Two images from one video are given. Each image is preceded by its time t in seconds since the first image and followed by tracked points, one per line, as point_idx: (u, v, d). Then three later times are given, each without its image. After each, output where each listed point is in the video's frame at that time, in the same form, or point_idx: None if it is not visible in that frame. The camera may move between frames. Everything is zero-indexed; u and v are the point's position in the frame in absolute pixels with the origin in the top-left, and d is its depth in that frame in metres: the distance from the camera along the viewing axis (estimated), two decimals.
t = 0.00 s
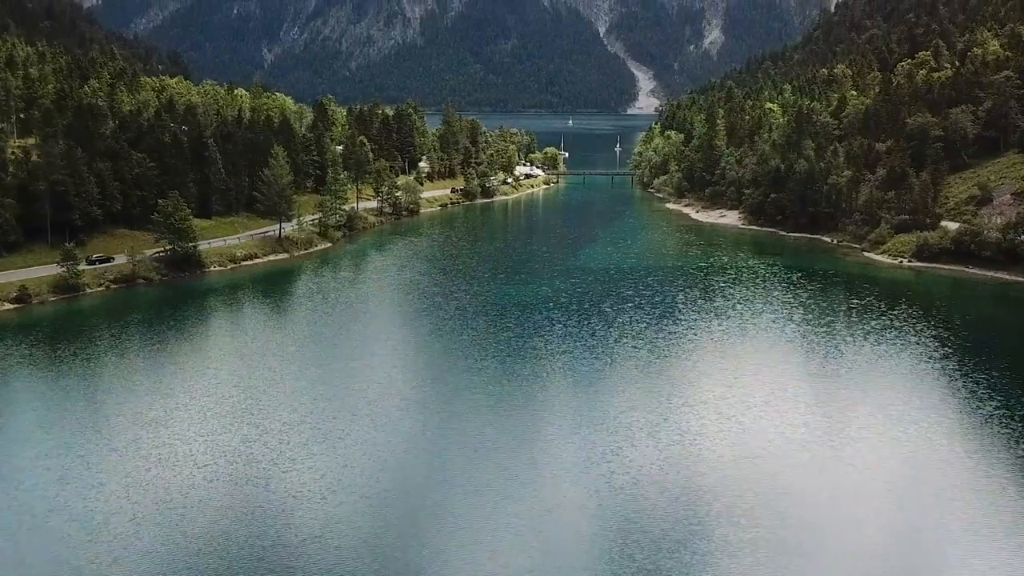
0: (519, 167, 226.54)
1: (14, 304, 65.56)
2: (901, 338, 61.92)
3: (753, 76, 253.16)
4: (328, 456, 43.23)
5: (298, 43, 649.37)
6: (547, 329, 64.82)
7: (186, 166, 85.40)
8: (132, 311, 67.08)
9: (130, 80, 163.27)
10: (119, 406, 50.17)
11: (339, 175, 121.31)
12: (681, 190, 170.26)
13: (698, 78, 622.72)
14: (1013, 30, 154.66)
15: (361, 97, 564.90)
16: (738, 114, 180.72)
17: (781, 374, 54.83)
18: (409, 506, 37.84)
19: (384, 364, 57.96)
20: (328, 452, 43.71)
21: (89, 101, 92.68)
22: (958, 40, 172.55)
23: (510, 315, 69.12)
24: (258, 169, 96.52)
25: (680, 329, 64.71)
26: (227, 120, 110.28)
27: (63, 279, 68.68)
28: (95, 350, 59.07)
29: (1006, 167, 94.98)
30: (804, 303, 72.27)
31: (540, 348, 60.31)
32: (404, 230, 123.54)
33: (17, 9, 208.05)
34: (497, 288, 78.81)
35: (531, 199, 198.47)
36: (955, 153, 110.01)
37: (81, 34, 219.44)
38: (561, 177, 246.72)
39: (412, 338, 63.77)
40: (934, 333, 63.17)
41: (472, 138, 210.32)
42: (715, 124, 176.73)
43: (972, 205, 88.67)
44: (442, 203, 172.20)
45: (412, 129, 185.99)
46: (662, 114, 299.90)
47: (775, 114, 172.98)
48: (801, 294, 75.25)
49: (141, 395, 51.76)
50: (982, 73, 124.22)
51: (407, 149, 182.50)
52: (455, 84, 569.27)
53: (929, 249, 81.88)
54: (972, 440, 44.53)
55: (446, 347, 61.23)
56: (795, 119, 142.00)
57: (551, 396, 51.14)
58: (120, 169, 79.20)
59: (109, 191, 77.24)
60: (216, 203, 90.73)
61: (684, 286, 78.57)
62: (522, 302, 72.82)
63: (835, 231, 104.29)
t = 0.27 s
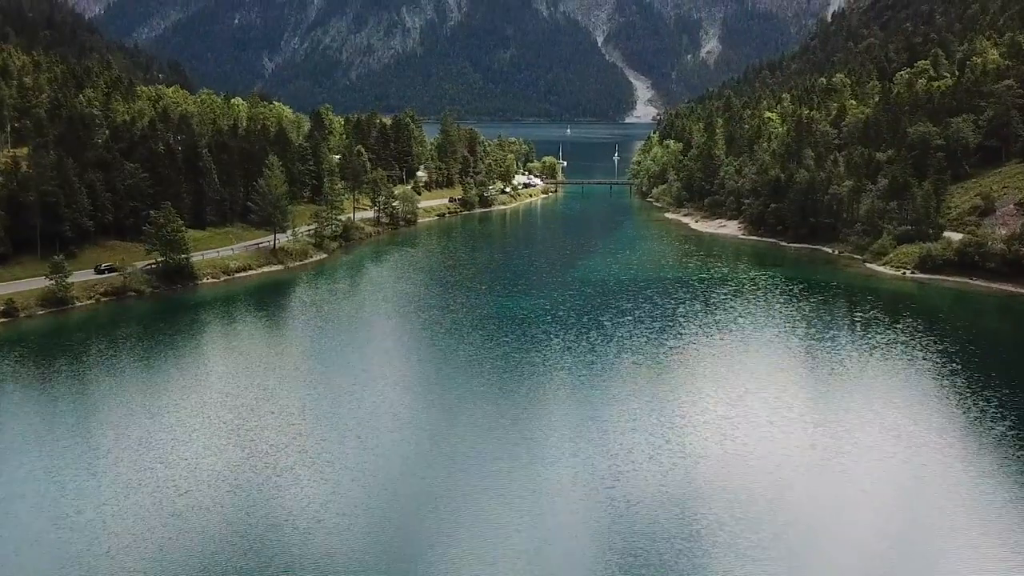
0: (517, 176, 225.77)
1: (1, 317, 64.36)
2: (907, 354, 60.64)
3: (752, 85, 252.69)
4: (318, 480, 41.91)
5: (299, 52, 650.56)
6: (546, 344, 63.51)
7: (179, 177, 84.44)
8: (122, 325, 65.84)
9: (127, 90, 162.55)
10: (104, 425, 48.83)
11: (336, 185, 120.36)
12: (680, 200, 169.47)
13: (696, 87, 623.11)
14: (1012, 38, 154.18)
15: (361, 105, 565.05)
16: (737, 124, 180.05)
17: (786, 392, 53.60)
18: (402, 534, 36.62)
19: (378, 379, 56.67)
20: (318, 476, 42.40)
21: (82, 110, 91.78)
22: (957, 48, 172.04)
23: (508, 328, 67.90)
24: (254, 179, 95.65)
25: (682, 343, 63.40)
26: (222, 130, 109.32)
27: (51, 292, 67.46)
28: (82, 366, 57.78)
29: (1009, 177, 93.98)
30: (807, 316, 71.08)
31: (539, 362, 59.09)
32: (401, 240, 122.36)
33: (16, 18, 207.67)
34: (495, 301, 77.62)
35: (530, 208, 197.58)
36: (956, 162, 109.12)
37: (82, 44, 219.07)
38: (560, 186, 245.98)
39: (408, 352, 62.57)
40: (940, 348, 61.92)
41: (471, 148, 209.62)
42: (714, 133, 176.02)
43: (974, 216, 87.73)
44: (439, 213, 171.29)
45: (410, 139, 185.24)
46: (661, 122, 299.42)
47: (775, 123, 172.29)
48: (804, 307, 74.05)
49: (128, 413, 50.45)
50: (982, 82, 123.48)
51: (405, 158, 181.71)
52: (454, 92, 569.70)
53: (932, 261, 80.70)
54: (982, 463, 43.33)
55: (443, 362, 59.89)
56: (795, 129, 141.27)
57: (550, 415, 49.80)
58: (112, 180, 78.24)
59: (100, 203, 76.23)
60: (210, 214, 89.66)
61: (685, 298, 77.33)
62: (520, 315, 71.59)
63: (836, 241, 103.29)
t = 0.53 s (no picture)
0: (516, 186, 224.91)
1: None
2: (915, 372, 59.31)
3: (750, 95, 252.30)
4: (308, 507, 40.39)
5: (300, 62, 651.78)
6: (545, 361, 62.12)
7: (172, 188, 83.19)
8: (112, 341, 64.45)
9: (124, 100, 161.77)
10: (88, 446, 47.33)
11: (332, 196, 119.27)
12: (679, 210, 168.59)
13: (695, 96, 623.77)
14: (1012, 48, 153.77)
15: (361, 115, 565.36)
16: (736, 133, 179.40)
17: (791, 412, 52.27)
18: (395, 565, 35.28)
19: (373, 397, 55.47)
20: (309, 502, 40.88)
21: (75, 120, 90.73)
22: (956, 58, 171.67)
23: (506, 344, 66.67)
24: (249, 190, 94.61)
25: (684, 361, 62.01)
26: (218, 140, 108.38)
27: (40, 306, 66.27)
28: (69, 384, 56.36)
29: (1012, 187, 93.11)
30: (811, 331, 69.85)
31: (537, 380, 57.89)
32: (398, 251, 121.14)
33: (16, 28, 207.35)
34: (492, 314, 76.46)
35: (528, 219, 196.65)
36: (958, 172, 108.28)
37: (82, 54, 218.72)
38: (559, 196, 245.17)
39: (404, 368, 61.34)
40: (947, 365, 60.70)
41: (469, 157, 208.88)
42: (714, 143, 175.26)
43: (978, 227, 86.84)
44: (438, 223, 170.33)
45: (408, 149, 184.40)
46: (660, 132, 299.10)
47: (774, 133, 171.56)
48: (807, 321, 72.81)
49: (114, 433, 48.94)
50: (983, 91, 122.79)
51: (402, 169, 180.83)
52: (454, 102, 570.16)
53: (936, 273, 79.69)
54: (993, 488, 42.11)
55: (440, 380, 58.45)
56: (795, 139, 140.48)
57: (549, 438, 48.30)
58: (103, 192, 77.11)
59: (92, 215, 75.12)
60: (204, 225, 88.54)
61: (687, 313, 75.99)
62: (518, 330, 70.37)
63: (838, 253, 102.25)
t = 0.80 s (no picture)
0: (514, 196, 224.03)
1: None
2: (922, 391, 57.85)
3: (748, 105, 251.87)
4: (306, 523, 39.95)
5: (301, 72, 652.27)
6: (544, 378, 60.56)
7: (165, 200, 81.83)
8: (102, 356, 63.18)
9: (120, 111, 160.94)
10: (71, 468, 45.65)
11: (329, 207, 118.13)
12: (678, 221, 167.71)
13: (692, 106, 624.52)
14: (1011, 58, 153.40)
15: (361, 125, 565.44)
16: (736, 143, 178.57)
17: (799, 433, 50.74)
18: (397, 566, 36.11)
19: (368, 413, 54.13)
20: (307, 517, 40.50)
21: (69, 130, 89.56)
22: (955, 68, 171.28)
23: (504, 358, 65.34)
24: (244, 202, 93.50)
25: (687, 378, 60.49)
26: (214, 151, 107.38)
27: (27, 321, 64.98)
28: (54, 402, 54.71)
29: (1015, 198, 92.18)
30: (815, 346, 68.44)
31: (536, 397, 56.52)
32: (395, 263, 119.75)
33: (15, 38, 206.91)
34: (491, 327, 75.15)
35: (526, 229, 195.72)
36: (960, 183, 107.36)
37: (82, 63, 218.22)
38: (557, 206, 244.07)
39: (400, 383, 59.98)
40: (954, 382, 59.44)
41: (468, 168, 207.97)
42: (713, 153, 174.44)
43: (981, 238, 85.91)
44: (435, 234, 169.13)
45: (405, 160, 183.54)
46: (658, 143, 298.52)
47: (773, 143, 170.84)
48: (811, 336, 71.40)
49: (98, 456, 47.23)
50: (984, 102, 122.07)
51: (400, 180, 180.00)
52: (454, 112, 570.30)
53: (940, 286, 78.60)
54: (1005, 511, 40.98)
55: (437, 397, 56.78)
56: (795, 149, 139.60)
57: (549, 459, 46.88)
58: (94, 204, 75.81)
59: (82, 227, 73.99)
60: (198, 237, 87.58)
61: (688, 328, 74.49)
62: (517, 344, 69.05)
63: (840, 264, 101.09)
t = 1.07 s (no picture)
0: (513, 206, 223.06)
1: None
2: (928, 408, 56.51)
3: (746, 115, 251.52)
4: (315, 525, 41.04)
5: (301, 81, 652.62)
6: (542, 396, 59.09)
7: (157, 212, 80.52)
8: (91, 374, 61.79)
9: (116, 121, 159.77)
10: (55, 495, 44.16)
11: (325, 218, 116.96)
12: (678, 231, 166.71)
13: (690, 116, 625.03)
14: (1011, 68, 152.84)
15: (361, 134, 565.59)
16: (735, 153, 177.84)
17: (804, 454, 49.34)
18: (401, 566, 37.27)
19: (363, 433, 52.77)
20: (317, 519, 41.62)
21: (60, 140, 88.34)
22: (953, 78, 170.90)
23: (502, 375, 63.99)
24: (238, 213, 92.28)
25: (689, 395, 59.14)
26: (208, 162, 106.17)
27: (14, 337, 63.64)
28: (40, 424, 53.22)
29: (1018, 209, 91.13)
30: (818, 362, 67.05)
31: (535, 415, 55.15)
32: (391, 274, 118.43)
33: (16, 47, 206.40)
34: (488, 342, 73.87)
35: (525, 239, 194.74)
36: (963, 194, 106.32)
37: (80, 73, 217.53)
38: (556, 216, 243.09)
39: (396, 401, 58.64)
40: (963, 399, 58.09)
41: (466, 178, 207.01)
42: (713, 163, 173.57)
43: (985, 250, 84.87)
44: (433, 244, 168.00)
45: (403, 170, 182.54)
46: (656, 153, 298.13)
47: (773, 153, 170.11)
48: (814, 352, 70.01)
49: (82, 482, 45.65)
50: (985, 112, 121.24)
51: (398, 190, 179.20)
52: (453, 121, 570.50)
53: (945, 299, 77.38)
54: (1015, 529, 40.12)
55: (433, 416, 55.31)
56: (795, 159, 138.78)
57: (548, 480, 45.70)
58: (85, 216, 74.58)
59: (72, 240, 72.78)
60: (191, 249, 86.35)
61: (690, 343, 73.07)
62: (515, 360, 67.73)
63: (842, 276, 99.89)
